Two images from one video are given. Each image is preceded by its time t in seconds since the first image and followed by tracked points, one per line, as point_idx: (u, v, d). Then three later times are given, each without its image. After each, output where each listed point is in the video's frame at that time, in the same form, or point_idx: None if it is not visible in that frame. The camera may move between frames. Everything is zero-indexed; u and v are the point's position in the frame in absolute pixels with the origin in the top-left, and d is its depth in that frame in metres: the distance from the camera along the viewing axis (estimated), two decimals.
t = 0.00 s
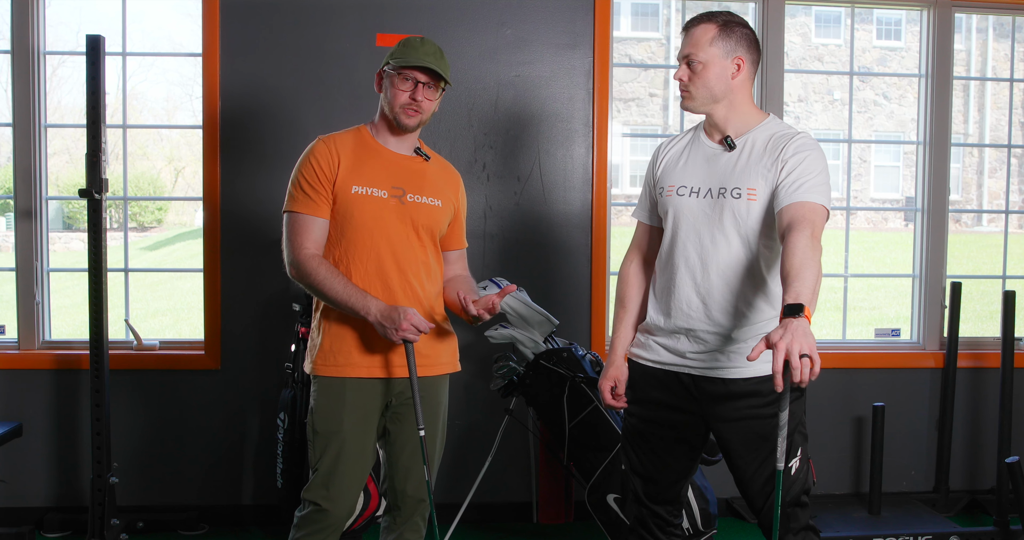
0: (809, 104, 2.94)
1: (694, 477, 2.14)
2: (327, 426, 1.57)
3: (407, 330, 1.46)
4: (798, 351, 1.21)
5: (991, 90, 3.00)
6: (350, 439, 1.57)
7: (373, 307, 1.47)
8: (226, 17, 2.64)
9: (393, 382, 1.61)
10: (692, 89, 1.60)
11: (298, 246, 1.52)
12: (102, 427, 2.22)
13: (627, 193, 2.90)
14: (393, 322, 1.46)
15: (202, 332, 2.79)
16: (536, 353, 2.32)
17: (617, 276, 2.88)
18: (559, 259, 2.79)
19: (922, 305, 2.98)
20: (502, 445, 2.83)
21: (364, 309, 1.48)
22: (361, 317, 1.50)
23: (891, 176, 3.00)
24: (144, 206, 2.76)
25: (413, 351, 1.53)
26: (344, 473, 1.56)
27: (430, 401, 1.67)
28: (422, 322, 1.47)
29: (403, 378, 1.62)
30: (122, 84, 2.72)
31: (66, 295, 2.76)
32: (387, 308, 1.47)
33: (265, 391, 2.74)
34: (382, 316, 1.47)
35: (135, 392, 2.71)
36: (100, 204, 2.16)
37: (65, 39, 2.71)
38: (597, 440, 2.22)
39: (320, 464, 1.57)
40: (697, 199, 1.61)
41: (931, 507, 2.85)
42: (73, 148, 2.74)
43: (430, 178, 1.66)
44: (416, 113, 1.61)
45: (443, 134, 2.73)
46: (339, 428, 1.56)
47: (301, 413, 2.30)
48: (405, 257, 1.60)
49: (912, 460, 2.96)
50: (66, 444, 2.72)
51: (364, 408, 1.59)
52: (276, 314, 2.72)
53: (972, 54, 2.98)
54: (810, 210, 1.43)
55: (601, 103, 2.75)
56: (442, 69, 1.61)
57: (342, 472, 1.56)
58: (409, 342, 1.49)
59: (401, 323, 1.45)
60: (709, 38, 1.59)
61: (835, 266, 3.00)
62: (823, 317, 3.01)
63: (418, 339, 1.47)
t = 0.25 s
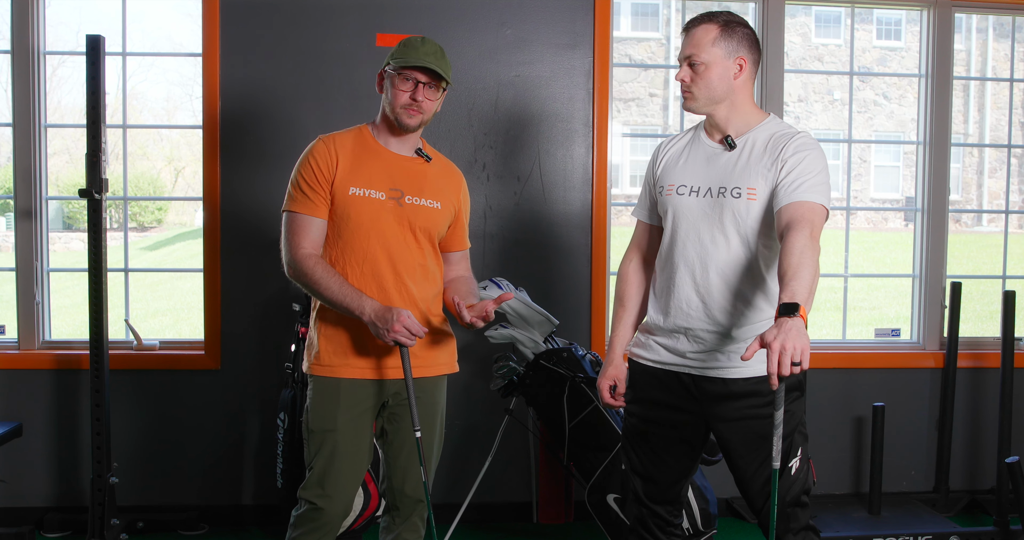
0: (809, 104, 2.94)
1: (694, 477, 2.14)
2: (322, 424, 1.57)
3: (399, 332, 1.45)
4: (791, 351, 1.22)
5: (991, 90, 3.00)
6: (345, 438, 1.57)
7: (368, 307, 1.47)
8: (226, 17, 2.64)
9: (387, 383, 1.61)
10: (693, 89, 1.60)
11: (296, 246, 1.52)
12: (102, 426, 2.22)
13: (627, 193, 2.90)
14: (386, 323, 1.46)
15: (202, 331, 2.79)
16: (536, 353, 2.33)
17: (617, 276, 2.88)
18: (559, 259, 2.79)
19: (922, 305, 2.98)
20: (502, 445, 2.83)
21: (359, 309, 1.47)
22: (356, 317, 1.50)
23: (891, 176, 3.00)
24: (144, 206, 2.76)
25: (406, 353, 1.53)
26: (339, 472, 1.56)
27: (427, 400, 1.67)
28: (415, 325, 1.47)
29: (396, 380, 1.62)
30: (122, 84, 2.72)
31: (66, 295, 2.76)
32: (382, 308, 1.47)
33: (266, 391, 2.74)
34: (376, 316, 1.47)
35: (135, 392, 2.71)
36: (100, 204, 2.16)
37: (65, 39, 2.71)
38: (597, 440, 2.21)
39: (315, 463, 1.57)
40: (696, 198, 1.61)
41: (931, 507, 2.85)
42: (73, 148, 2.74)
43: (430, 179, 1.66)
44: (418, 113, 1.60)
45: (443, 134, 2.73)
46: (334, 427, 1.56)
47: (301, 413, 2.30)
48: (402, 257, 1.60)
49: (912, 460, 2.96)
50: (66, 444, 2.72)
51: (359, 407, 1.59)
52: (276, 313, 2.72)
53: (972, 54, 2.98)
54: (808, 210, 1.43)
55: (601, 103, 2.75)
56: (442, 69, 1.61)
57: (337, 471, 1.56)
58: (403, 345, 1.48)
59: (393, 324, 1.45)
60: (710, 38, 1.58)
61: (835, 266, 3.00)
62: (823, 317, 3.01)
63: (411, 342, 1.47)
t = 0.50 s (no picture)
0: (809, 104, 2.95)
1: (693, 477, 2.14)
2: (321, 424, 1.57)
3: (399, 333, 1.45)
4: (791, 351, 1.22)
5: (991, 90, 3.00)
6: (343, 437, 1.57)
7: (368, 307, 1.47)
8: (226, 17, 2.64)
9: (385, 383, 1.61)
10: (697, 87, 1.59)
11: (296, 247, 1.53)
12: (102, 426, 2.22)
13: (627, 193, 2.90)
14: (386, 324, 1.45)
15: (202, 331, 2.79)
16: (536, 353, 2.34)
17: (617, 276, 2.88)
18: (560, 259, 2.79)
19: (922, 305, 2.98)
20: (502, 445, 2.83)
21: (359, 309, 1.47)
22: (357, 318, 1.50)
23: (891, 176, 3.00)
24: (144, 207, 2.76)
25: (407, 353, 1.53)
26: (338, 472, 1.56)
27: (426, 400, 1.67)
28: (416, 326, 1.47)
29: (395, 381, 1.62)
30: (122, 84, 2.72)
31: (66, 295, 2.76)
32: (382, 309, 1.47)
33: (266, 391, 2.74)
34: (376, 317, 1.46)
35: (135, 392, 2.71)
36: (100, 204, 2.16)
37: (65, 39, 2.71)
38: (596, 440, 2.21)
39: (314, 462, 1.57)
40: (696, 198, 1.61)
41: (931, 507, 2.85)
42: (73, 148, 2.74)
43: (430, 179, 1.66)
44: (417, 113, 1.60)
45: (443, 134, 2.73)
46: (333, 426, 1.57)
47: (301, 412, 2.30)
48: (402, 257, 1.60)
49: (911, 460, 2.96)
50: (66, 444, 2.72)
51: (357, 407, 1.59)
52: (276, 313, 2.72)
53: (972, 54, 2.98)
54: (808, 209, 1.43)
55: (601, 103, 2.76)
56: (440, 68, 1.61)
57: (335, 470, 1.56)
58: (403, 345, 1.48)
59: (393, 325, 1.45)
60: (715, 37, 1.58)
61: (835, 266, 3.00)
62: (823, 317, 3.01)
63: (411, 343, 1.47)
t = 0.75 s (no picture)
0: (809, 104, 2.94)
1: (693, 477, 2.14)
2: (324, 425, 1.57)
3: (394, 334, 1.44)
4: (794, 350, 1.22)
5: (991, 90, 3.00)
6: (347, 439, 1.57)
7: (362, 309, 1.46)
8: (226, 17, 2.64)
9: (383, 383, 1.60)
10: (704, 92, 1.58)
11: (294, 249, 1.53)
12: (102, 426, 2.22)
13: (627, 193, 2.90)
14: (380, 326, 1.44)
15: (202, 331, 2.79)
16: (536, 352, 2.33)
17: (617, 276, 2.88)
18: (559, 259, 2.79)
19: (922, 305, 2.98)
20: (502, 445, 2.83)
21: (354, 311, 1.46)
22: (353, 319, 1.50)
23: (891, 176, 3.00)
24: (144, 206, 2.76)
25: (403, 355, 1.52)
26: (341, 474, 1.56)
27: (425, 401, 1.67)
28: (410, 326, 1.45)
29: (393, 380, 1.61)
30: (122, 84, 2.72)
31: (66, 295, 2.76)
32: (376, 309, 1.45)
33: (266, 391, 2.74)
34: (371, 318, 1.45)
35: (136, 392, 2.71)
36: (100, 204, 2.16)
37: (65, 39, 2.71)
38: (596, 440, 2.21)
39: (318, 463, 1.57)
40: (697, 198, 1.61)
41: (931, 507, 2.85)
42: (73, 148, 2.74)
43: (427, 177, 1.66)
44: (421, 119, 1.61)
45: (443, 134, 2.73)
46: (336, 427, 1.57)
47: (301, 413, 2.30)
48: (400, 256, 1.60)
49: (911, 460, 2.96)
50: (66, 444, 2.72)
51: (361, 408, 1.59)
52: (276, 313, 2.72)
53: (972, 54, 2.98)
54: (809, 209, 1.43)
55: (601, 103, 2.76)
56: (443, 73, 1.60)
57: (339, 472, 1.56)
58: (398, 346, 1.47)
59: (387, 326, 1.44)
60: (720, 40, 1.56)
61: (835, 266, 3.00)
62: (823, 317, 3.01)
63: (405, 344, 1.46)
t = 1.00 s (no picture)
0: (809, 104, 2.94)
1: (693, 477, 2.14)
2: (325, 426, 1.57)
3: (392, 335, 1.45)
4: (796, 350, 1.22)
5: (991, 90, 3.00)
6: (348, 439, 1.57)
7: (360, 310, 1.46)
8: (226, 17, 2.64)
9: (380, 383, 1.60)
10: (711, 89, 1.57)
11: (290, 250, 1.53)
12: (102, 426, 2.22)
13: (627, 193, 2.90)
14: (378, 326, 1.45)
15: (202, 331, 2.79)
16: (536, 353, 2.34)
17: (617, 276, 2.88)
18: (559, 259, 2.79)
19: (922, 305, 2.98)
20: (502, 445, 2.83)
21: (352, 311, 1.47)
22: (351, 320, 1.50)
23: (891, 176, 3.00)
24: (144, 207, 2.76)
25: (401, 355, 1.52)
26: (343, 474, 1.56)
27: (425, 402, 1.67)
28: (408, 328, 1.46)
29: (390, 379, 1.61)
30: (122, 84, 2.72)
31: (66, 295, 2.76)
32: (375, 309, 1.46)
33: (266, 391, 2.74)
34: (369, 318, 1.46)
35: (136, 392, 2.71)
36: (100, 204, 2.15)
37: (65, 39, 2.71)
38: (596, 440, 2.21)
39: (319, 464, 1.57)
40: (697, 199, 1.61)
41: (931, 507, 2.85)
42: (73, 148, 2.74)
43: (423, 176, 1.66)
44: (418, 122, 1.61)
45: (443, 134, 2.73)
46: (337, 428, 1.57)
47: (301, 413, 2.30)
48: (398, 255, 1.60)
49: (911, 460, 2.96)
50: (66, 444, 2.72)
51: (363, 408, 1.59)
52: (276, 313, 2.72)
53: (972, 54, 2.98)
54: (810, 209, 1.43)
55: (601, 103, 2.76)
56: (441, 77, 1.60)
57: (341, 473, 1.56)
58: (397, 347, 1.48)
59: (385, 327, 1.44)
60: (726, 39, 1.56)
61: (835, 266, 3.00)
62: (822, 317, 3.01)
63: (404, 344, 1.47)
